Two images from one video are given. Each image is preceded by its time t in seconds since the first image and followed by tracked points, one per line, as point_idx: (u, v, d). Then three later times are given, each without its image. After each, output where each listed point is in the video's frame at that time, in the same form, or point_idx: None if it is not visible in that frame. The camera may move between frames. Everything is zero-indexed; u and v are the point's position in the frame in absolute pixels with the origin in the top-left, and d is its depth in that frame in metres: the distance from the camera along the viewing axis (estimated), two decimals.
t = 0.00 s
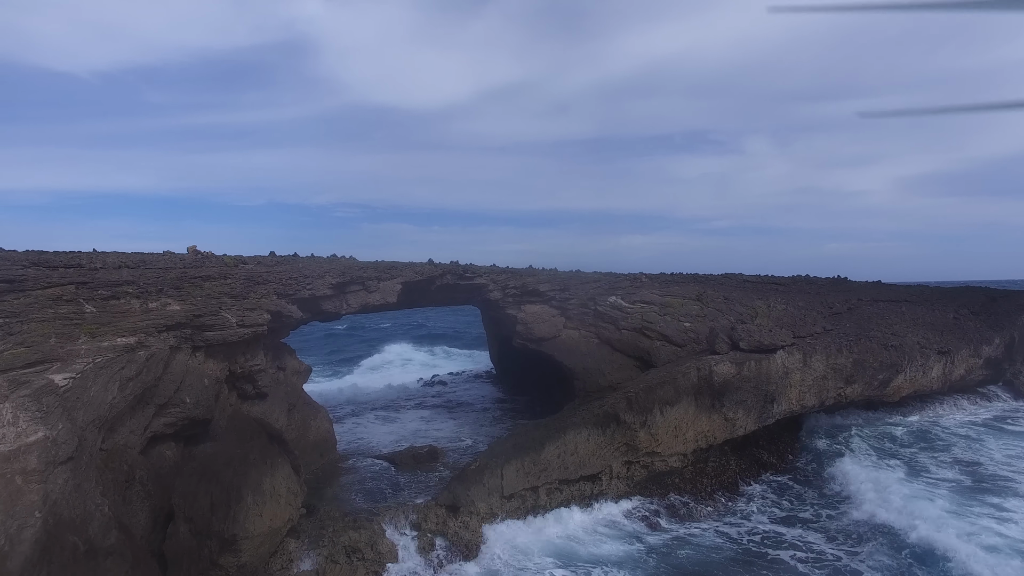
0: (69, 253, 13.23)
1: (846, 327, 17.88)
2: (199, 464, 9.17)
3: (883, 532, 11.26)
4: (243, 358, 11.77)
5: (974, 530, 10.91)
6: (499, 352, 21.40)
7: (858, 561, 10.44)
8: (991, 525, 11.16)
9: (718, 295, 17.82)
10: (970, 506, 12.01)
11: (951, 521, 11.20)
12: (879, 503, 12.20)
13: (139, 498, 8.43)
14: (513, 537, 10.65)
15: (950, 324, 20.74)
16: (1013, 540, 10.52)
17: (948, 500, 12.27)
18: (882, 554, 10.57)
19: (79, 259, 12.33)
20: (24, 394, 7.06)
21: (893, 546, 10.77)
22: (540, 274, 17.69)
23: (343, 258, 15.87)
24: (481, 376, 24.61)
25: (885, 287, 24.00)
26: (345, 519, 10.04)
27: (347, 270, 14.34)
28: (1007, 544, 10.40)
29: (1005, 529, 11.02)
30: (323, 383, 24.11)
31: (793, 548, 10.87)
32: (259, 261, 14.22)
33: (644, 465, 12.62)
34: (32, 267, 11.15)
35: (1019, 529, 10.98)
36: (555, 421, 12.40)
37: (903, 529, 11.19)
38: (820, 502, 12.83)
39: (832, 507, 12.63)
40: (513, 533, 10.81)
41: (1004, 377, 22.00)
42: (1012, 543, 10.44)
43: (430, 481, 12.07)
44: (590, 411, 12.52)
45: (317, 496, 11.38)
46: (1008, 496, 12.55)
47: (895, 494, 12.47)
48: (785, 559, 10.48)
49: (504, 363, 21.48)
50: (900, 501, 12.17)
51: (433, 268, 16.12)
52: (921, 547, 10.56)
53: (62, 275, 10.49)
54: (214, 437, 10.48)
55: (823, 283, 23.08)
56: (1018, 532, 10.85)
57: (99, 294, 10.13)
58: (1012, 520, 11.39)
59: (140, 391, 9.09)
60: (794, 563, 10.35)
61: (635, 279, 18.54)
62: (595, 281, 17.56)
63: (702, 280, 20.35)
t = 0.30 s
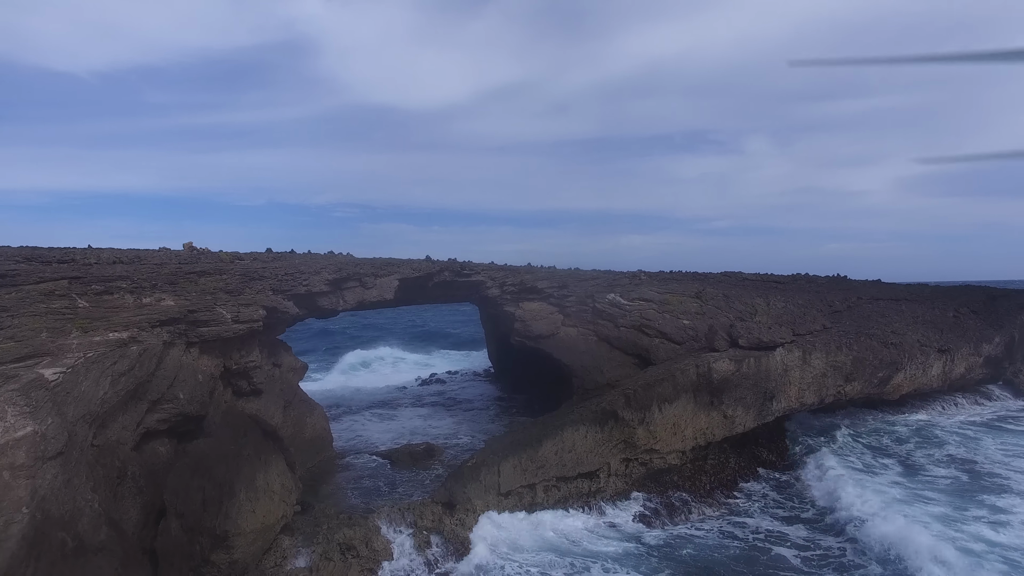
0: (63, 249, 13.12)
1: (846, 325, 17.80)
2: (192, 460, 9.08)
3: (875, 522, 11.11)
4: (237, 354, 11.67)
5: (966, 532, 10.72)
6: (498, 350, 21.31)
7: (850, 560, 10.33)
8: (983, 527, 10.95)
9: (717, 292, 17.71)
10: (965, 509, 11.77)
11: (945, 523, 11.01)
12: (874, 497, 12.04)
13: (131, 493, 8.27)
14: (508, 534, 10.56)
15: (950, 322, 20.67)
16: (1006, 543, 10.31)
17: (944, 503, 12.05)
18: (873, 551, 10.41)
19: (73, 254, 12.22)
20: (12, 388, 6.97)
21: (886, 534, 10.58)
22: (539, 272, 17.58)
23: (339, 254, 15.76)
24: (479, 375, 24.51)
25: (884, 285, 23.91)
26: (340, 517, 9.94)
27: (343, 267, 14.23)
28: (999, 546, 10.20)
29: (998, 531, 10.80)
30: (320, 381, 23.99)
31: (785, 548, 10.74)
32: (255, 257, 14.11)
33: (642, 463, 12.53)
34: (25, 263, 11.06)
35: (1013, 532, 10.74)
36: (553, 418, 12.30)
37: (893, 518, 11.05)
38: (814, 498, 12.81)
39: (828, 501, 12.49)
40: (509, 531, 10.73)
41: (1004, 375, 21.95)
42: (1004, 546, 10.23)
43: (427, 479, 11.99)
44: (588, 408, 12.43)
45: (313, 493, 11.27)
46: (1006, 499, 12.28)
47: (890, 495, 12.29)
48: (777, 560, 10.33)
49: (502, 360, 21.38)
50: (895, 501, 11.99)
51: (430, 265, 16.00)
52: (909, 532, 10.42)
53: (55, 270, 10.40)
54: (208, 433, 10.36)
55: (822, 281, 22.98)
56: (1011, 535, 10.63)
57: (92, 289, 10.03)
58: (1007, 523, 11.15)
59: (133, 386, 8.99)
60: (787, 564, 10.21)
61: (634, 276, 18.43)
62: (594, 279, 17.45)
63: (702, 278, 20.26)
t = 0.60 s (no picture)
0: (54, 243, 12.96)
1: (845, 321, 17.72)
2: (181, 454, 8.97)
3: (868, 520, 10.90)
4: (230, 349, 11.52)
5: (960, 534, 10.48)
6: (495, 347, 21.18)
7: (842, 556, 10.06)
8: (979, 529, 10.69)
9: (716, 288, 17.58)
10: (962, 510, 11.50)
11: (940, 526, 10.76)
12: (869, 501, 11.83)
13: (118, 489, 8.19)
14: (503, 531, 10.42)
15: (949, 319, 20.56)
16: (1001, 545, 10.05)
17: (941, 504, 11.79)
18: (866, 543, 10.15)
19: (63, 248, 12.06)
20: None
21: (880, 532, 10.36)
22: (535, 267, 17.43)
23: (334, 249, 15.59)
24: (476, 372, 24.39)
25: (884, 282, 23.79)
26: (333, 513, 9.83)
27: (338, 261, 14.08)
28: (994, 548, 9.95)
29: (995, 533, 10.53)
30: (316, 379, 23.84)
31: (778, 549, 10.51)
32: (248, 252, 13.95)
33: (639, 459, 12.41)
34: (15, 256, 10.91)
35: (1010, 534, 10.46)
36: (549, 414, 12.17)
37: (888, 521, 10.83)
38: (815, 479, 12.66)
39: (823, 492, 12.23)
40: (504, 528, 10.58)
41: (1004, 373, 21.83)
42: (999, 548, 9.98)
43: (422, 475, 11.85)
44: (585, 404, 12.30)
45: (306, 489, 11.16)
46: (1004, 499, 12.00)
47: (886, 498, 12.05)
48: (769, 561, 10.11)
49: (499, 358, 21.24)
50: (890, 504, 11.76)
51: (426, 261, 15.85)
52: (902, 538, 10.21)
53: (44, 263, 10.25)
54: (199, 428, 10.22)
55: (821, 278, 22.86)
56: (1008, 537, 10.36)
57: (81, 283, 9.88)
58: (1004, 524, 10.88)
59: (122, 379, 8.84)
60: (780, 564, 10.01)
61: (632, 272, 18.29)
62: (591, 275, 17.31)
63: (700, 274, 20.13)
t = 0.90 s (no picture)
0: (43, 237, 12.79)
1: (844, 318, 17.59)
2: (166, 448, 8.95)
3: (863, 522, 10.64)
4: (222, 343, 11.30)
5: (958, 535, 10.21)
6: (491, 344, 21.02)
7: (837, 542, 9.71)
8: (978, 530, 10.42)
9: (713, 285, 17.42)
10: (960, 510, 11.23)
11: (937, 527, 10.49)
12: (865, 501, 11.55)
13: (103, 484, 7.93)
14: (496, 529, 10.27)
15: (949, 316, 20.41)
16: (1000, 547, 9.77)
17: (938, 504, 11.51)
18: (861, 541, 9.84)
19: (53, 242, 11.90)
20: None
21: (875, 535, 10.10)
22: (532, 263, 17.26)
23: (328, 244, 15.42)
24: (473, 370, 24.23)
25: (883, 280, 23.64)
26: (324, 509, 9.69)
27: (332, 256, 13.93)
28: (991, 550, 9.67)
29: (994, 533, 10.32)
30: (312, 377, 23.65)
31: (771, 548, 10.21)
32: (241, 246, 13.78)
33: (636, 456, 12.25)
34: (3, 249, 10.76)
35: (1009, 536, 10.19)
36: (544, 410, 12.02)
37: (883, 522, 10.56)
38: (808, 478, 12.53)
39: (814, 491, 11.98)
40: (498, 526, 10.43)
41: (1004, 371, 21.68)
42: (998, 550, 9.70)
43: (415, 471, 11.70)
44: (581, 400, 12.15)
45: (297, 485, 11.02)
46: (1003, 500, 11.73)
47: (883, 497, 11.84)
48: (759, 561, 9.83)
49: (496, 355, 21.08)
50: (886, 503, 11.55)
51: (422, 256, 15.69)
52: (897, 540, 9.96)
53: (31, 256, 10.10)
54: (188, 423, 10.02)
55: (820, 276, 22.70)
56: (1007, 538, 10.09)
57: (69, 275, 9.71)
58: (1004, 526, 10.59)
59: (108, 373, 8.64)
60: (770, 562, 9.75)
61: (629, 269, 18.13)
62: (588, 271, 17.15)
63: (698, 271, 19.97)
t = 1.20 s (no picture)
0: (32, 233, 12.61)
1: (843, 316, 17.42)
2: (151, 448, 8.70)
3: (860, 526, 10.42)
4: (211, 341, 11.08)
5: (956, 539, 10.01)
6: (488, 343, 20.82)
7: (835, 550, 9.49)
8: (977, 533, 10.23)
9: (712, 283, 17.24)
10: (958, 512, 11.02)
11: (935, 531, 10.28)
12: (861, 505, 11.34)
13: (87, 484, 7.87)
14: (490, 531, 10.10)
15: (950, 315, 20.24)
16: (1000, 551, 9.56)
17: (936, 506, 11.31)
18: (859, 548, 9.62)
19: (41, 239, 11.73)
20: None
21: (873, 541, 9.89)
22: (528, 261, 17.07)
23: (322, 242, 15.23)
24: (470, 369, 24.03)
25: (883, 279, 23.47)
26: (314, 509, 9.54)
27: (325, 253, 13.76)
28: (991, 554, 9.47)
29: (992, 536, 10.11)
30: (306, 376, 23.44)
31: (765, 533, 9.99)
32: (233, 243, 13.59)
33: (632, 455, 12.06)
34: None
35: (1008, 539, 9.99)
36: (539, 409, 11.84)
37: (879, 527, 10.36)
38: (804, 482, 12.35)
39: (810, 494, 11.77)
40: (491, 527, 10.26)
41: (1005, 370, 21.50)
42: (998, 554, 9.50)
43: (408, 471, 11.53)
44: (577, 399, 11.98)
45: (288, 485, 10.85)
46: (1002, 501, 11.52)
47: (880, 500, 11.65)
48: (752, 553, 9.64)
49: (493, 354, 20.89)
50: (883, 506, 11.36)
51: (416, 254, 15.51)
52: (895, 546, 9.75)
53: (17, 252, 9.93)
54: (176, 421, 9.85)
55: (819, 274, 22.52)
56: (1006, 541, 9.89)
57: (55, 272, 9.54)
58: (1003, 528, 10.40)
59: (93, 370, 8.42)
60: (762, 552, 9.55)
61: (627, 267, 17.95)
62: (586, 269, 16.97)
63: (697, 269, 19.78)
